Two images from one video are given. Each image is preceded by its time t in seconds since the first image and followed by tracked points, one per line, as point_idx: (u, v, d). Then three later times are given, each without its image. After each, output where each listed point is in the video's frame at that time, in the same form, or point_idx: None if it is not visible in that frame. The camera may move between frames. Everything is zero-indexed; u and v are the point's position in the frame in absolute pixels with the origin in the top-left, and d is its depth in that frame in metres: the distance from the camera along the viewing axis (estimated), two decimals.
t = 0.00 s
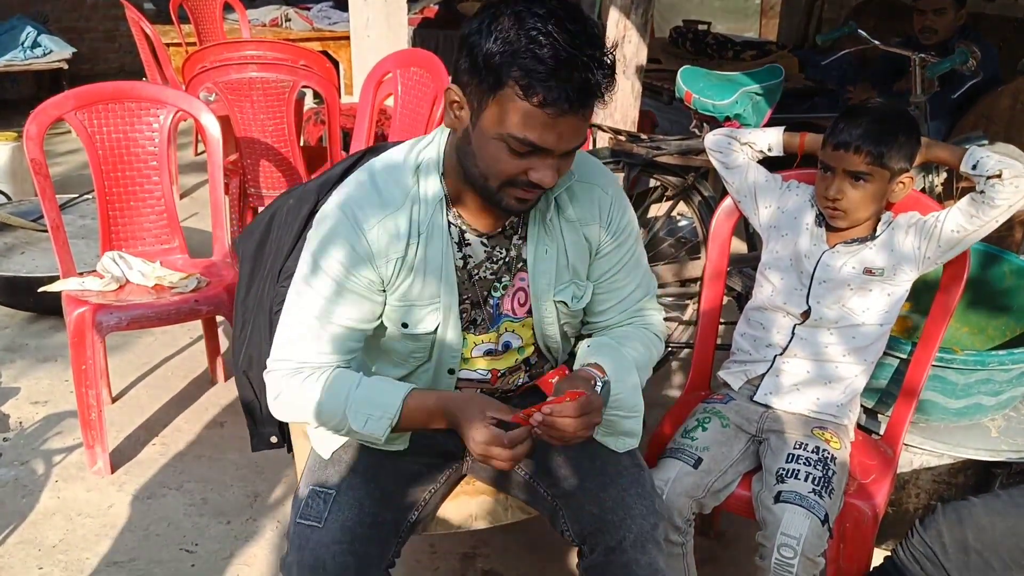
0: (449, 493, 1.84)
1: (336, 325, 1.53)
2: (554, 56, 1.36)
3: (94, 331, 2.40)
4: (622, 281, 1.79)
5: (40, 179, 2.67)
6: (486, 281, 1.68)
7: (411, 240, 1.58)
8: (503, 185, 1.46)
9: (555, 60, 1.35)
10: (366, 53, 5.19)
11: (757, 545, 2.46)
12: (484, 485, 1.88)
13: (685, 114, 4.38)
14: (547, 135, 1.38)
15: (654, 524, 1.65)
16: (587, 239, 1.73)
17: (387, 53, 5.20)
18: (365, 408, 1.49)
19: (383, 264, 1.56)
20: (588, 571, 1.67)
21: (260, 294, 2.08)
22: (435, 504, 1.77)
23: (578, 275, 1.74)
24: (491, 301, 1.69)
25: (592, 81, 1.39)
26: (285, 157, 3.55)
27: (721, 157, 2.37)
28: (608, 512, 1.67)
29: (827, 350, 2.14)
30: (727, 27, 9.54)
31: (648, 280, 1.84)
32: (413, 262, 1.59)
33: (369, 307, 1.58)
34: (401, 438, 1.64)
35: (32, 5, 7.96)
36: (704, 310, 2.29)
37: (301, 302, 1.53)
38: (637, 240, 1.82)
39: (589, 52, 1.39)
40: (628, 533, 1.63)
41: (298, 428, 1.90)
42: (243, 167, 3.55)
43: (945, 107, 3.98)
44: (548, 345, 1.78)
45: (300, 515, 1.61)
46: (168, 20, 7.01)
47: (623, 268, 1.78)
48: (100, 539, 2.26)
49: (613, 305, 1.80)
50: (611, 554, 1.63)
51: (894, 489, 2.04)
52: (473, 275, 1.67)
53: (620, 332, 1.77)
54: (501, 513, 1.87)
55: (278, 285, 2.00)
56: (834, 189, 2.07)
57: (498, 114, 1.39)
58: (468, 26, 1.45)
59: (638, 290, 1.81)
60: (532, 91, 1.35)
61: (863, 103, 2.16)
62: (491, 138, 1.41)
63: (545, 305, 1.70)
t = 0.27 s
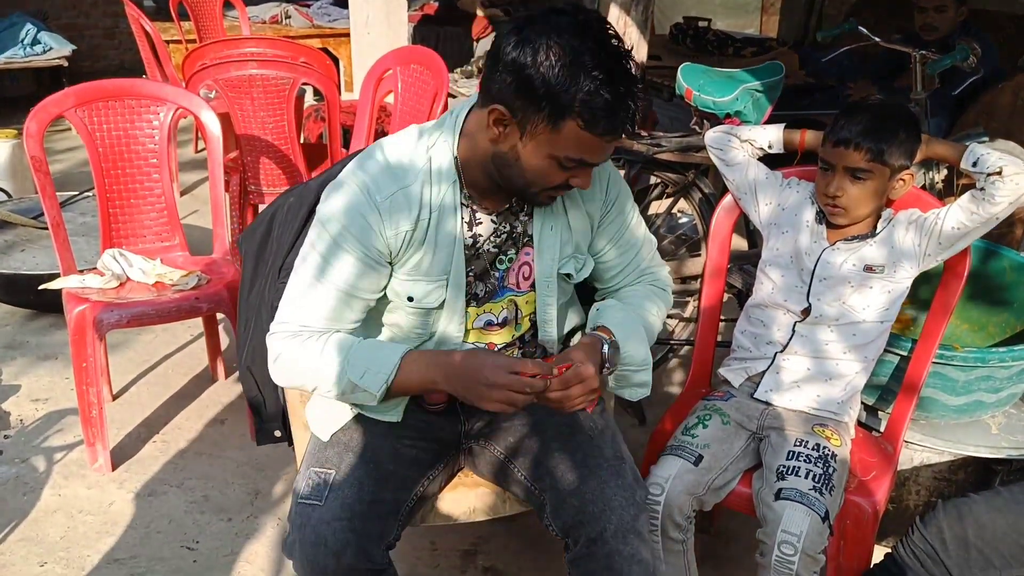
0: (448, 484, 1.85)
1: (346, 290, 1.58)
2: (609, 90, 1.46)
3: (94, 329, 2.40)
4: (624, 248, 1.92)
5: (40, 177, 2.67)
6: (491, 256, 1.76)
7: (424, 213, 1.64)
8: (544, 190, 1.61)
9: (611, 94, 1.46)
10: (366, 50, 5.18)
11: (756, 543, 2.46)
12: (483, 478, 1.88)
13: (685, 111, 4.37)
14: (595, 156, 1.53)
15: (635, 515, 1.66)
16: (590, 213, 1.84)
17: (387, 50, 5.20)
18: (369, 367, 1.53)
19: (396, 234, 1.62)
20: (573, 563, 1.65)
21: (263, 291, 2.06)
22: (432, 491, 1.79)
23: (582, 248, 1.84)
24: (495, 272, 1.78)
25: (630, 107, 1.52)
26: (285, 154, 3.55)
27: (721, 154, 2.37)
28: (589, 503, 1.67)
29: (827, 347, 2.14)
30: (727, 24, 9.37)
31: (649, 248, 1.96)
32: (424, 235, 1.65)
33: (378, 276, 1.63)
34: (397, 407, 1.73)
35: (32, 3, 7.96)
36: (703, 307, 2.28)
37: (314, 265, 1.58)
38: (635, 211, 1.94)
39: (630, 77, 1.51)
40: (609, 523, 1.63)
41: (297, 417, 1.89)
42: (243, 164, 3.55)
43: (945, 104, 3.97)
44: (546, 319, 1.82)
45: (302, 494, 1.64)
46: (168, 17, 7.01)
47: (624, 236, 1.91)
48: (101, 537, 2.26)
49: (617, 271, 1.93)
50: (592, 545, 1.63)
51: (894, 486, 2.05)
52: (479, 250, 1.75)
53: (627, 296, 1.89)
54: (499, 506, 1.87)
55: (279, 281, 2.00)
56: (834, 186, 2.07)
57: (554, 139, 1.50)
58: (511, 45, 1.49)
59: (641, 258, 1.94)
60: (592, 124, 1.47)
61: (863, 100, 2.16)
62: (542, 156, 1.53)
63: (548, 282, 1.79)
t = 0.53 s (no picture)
0: (449, 482, 1.86)
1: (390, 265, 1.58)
2: (650, 96, 1.51)
3: (95, 327, 2.40)
4: (632, 225, 1.97)
5: (41, 175, 2.67)
6: (510, 241, 1.77)
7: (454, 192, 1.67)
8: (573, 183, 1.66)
9: (653, 101, 1.51)
10: (366, 49, 5.18)
11: (755, 541, 2.46)
12: (484, 476, 1.89)
13: (685, 109, 4.37)
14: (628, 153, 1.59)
15: (639, 512, 1.66)
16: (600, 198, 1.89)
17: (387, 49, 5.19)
18: (429, 333, 1.54)
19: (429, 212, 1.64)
20: (576, 560, 1.65)
21: (262, 289, 2.08)
22: (433, 491, 1.80)
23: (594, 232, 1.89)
24: (512, 257, 1.79)
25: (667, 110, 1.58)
26: (286, 153, 3.55)
27: (721, 153, 2.37)
28: (593, 500, 1.67)
29: (827, 346, 2.14)
30: (727, 22, 9.39)
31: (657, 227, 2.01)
32: (456, 214, 1.68)
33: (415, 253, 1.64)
34: (455, 382, 1.77)
35: (32, 1, 7.95)
36: (704, 306, 2.29)
37: (356, 240, 1.57)
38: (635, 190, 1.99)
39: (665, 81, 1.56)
40: (614, 521, 1.63)
41: (299, 417, 1.87)
42: (243, 162, 3.55)
43: (946, 102, 3.97)
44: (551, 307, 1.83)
45: (304, 492, 1.64)
46: (168, 15, 7.00)
47: (633, 212, 1.96)
48: (102, 535, 2.27)
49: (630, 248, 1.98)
50: (597, 542, 1.63)
51: (894, 485, 2.05)
52: (500, 235, 1.76)
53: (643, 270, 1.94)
54: (500, 505, 1.88)
55: (279, 277, 2.03)
56: (834, 184, 2.06)
57: (596, 139, 1.54)
58: (556, 48, 1.51)
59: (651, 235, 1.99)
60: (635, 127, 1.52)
61: (863, 98, 2.15)
62: (578, 154, 1.57)
63: (559, 267, 1.81)
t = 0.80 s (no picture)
0: (449, 482, 1.86)
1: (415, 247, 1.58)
2: (664, 84, 1.51)
3: (94, 326, 2.40)
4: (639, 225, 1.98)
5: (40, 174, 2.67)
6: (523, 237, 1.78)
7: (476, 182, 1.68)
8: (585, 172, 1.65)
9: (667, 88, 1.51)
10: (366, 48, 5.18)
11: (756, 540, 2.46)
12: (485, 476, 1.89)
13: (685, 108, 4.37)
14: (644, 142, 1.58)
15: (648, 507, 1.67)
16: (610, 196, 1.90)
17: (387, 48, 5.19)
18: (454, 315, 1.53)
19: (451, 201, 1.65)
20: (584, 555, 1.66)
21: (264, 289, 2.10)
22: (433, 491, 1.79)
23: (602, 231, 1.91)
24: (524, 253, 1.79)
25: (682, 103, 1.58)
26: (285, 152, 3.55)
27: (721, 151, 2.36)
28: (602, 494, 1.67)
29: (827, 344, 2.14)
30: (728, 20, 9.49)
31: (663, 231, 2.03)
32: (478, 204, 1.68)
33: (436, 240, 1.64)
34: (484, 367, 1.74)
35: None
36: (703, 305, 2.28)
37: (372, 231, 1.57)
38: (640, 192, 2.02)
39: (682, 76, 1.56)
40: (622, 515, 1.64)
41: (301, 415, 1.84)
42: (243, 161, 3.55)
43: (945, 101, 3.97)
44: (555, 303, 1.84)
45: (309, 488, 1.63)
46: (168, 14, 7.00)
47: (639, 212, 1.98)
48: (102, 534, 2.26)
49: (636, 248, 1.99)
50: (605, 537, 1.63)
51: (894, 483, 2.05)
52: (515, 230, 1.77)
53: (648, 272, 1.96)
54: (502, 504, 1.87)
55: (280, 276, 2.04)
56: (833, 182, 2.06)
57: (609, 121, 1.54)
58: (573, 38, 1.53)
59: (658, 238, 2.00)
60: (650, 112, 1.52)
61: (863, 96, 2.15)
62: (591, 140, 1.57)
63: (569, 265, 1.82)
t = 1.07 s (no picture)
0: (449, 480, 1.86)
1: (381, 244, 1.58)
2: (621, 45, 1.51)
3: (94, 325, 2.40)
4: (630, 235, 1.94)
5: (40, 173, 2.67)
6: (507, 238, 1.76)
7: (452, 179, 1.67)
8: (551, 151, 1.59)
9: (623, 46, 1.51)
10: (365, 46, 5.18)
11: (756, 538, 2.46)
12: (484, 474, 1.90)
13: (685, 106, 4.36)
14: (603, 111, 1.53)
15: (650, 506, 1.68)
16: (599, 202, 1.87)
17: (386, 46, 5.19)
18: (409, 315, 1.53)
19: (424, 197, 1.64)
20: (587, 553, 1.66)
21: (263, 288, 2.09)
22: (431, 490, 1.79)
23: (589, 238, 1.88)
24: (509, 255, 1.77)
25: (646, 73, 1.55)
26: (285, 150, 3.55)
27: (721, 149, 2.36)
28: (606, 494, 1.67)
29: (827, 343, 2.14)
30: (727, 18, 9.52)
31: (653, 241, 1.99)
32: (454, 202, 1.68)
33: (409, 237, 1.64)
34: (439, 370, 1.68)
35: None
36: (703, 304, 2.29)
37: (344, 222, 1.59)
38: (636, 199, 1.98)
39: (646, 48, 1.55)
40: (626, 514, 1.64)
41: (299, 413, 1.84)
42: (242, 160, 3.55)
43: (945, 99, 3.97)
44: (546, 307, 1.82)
45: (308, 487, 1.63)
46: (167, 12, 7.00)
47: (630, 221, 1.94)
48: (102, 533, 2.27)
49: (624, 259, 1.95)
50: (609, 536, 1.63)
51: (894, 481, 2.05)
52: (498, 230, 1.75)
53: (636, 281, 1.91)
54: (501, 502, 1.88)
55: (279, 275, 2.03)
56: (832, 180, 2.06)
57: (564, 82, 1.52)
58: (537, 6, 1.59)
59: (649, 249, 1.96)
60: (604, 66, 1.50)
61: (862, 95, 2.15)
62: (548, 108, 1.54)
63: (558, 267, 1.79)
